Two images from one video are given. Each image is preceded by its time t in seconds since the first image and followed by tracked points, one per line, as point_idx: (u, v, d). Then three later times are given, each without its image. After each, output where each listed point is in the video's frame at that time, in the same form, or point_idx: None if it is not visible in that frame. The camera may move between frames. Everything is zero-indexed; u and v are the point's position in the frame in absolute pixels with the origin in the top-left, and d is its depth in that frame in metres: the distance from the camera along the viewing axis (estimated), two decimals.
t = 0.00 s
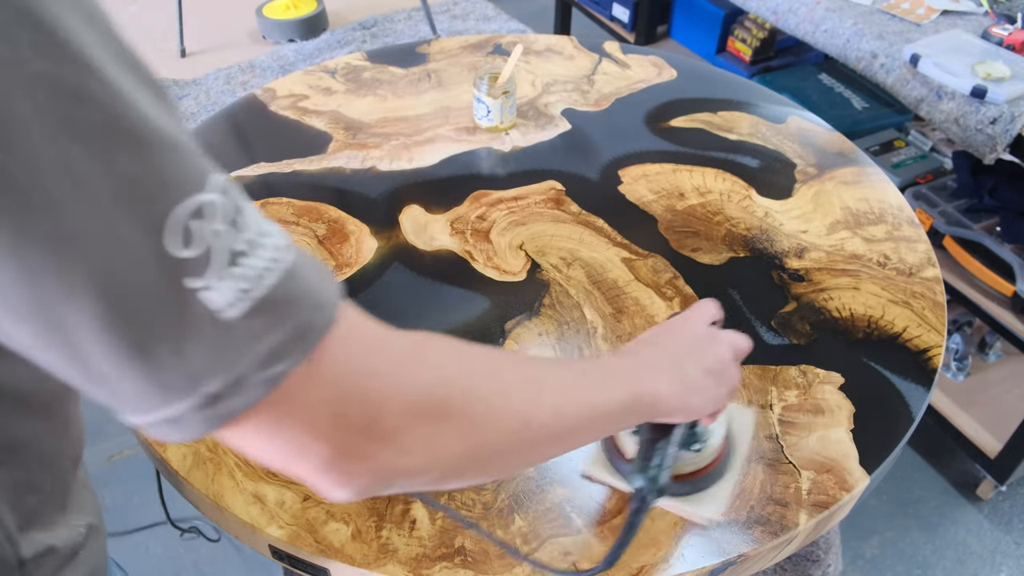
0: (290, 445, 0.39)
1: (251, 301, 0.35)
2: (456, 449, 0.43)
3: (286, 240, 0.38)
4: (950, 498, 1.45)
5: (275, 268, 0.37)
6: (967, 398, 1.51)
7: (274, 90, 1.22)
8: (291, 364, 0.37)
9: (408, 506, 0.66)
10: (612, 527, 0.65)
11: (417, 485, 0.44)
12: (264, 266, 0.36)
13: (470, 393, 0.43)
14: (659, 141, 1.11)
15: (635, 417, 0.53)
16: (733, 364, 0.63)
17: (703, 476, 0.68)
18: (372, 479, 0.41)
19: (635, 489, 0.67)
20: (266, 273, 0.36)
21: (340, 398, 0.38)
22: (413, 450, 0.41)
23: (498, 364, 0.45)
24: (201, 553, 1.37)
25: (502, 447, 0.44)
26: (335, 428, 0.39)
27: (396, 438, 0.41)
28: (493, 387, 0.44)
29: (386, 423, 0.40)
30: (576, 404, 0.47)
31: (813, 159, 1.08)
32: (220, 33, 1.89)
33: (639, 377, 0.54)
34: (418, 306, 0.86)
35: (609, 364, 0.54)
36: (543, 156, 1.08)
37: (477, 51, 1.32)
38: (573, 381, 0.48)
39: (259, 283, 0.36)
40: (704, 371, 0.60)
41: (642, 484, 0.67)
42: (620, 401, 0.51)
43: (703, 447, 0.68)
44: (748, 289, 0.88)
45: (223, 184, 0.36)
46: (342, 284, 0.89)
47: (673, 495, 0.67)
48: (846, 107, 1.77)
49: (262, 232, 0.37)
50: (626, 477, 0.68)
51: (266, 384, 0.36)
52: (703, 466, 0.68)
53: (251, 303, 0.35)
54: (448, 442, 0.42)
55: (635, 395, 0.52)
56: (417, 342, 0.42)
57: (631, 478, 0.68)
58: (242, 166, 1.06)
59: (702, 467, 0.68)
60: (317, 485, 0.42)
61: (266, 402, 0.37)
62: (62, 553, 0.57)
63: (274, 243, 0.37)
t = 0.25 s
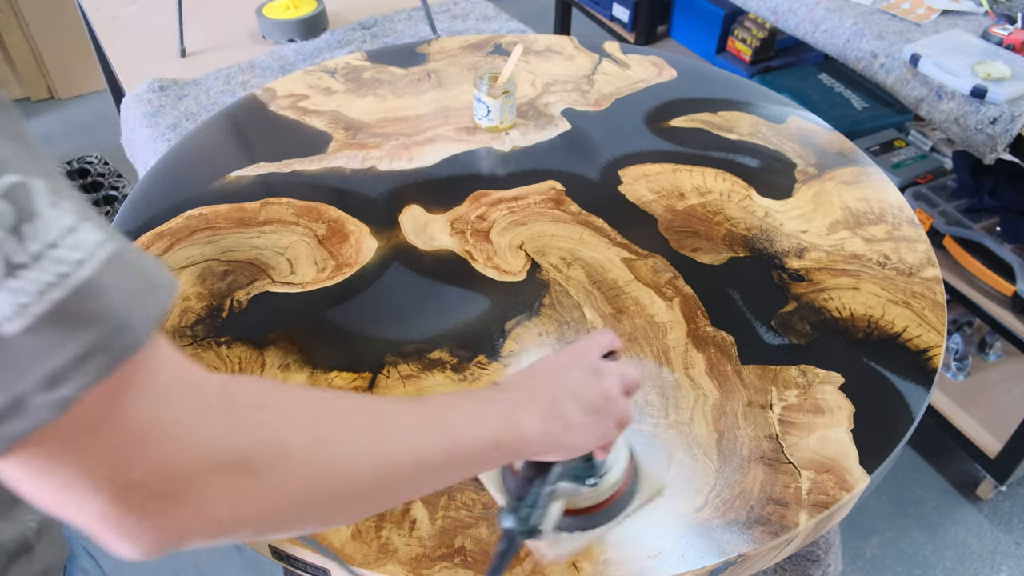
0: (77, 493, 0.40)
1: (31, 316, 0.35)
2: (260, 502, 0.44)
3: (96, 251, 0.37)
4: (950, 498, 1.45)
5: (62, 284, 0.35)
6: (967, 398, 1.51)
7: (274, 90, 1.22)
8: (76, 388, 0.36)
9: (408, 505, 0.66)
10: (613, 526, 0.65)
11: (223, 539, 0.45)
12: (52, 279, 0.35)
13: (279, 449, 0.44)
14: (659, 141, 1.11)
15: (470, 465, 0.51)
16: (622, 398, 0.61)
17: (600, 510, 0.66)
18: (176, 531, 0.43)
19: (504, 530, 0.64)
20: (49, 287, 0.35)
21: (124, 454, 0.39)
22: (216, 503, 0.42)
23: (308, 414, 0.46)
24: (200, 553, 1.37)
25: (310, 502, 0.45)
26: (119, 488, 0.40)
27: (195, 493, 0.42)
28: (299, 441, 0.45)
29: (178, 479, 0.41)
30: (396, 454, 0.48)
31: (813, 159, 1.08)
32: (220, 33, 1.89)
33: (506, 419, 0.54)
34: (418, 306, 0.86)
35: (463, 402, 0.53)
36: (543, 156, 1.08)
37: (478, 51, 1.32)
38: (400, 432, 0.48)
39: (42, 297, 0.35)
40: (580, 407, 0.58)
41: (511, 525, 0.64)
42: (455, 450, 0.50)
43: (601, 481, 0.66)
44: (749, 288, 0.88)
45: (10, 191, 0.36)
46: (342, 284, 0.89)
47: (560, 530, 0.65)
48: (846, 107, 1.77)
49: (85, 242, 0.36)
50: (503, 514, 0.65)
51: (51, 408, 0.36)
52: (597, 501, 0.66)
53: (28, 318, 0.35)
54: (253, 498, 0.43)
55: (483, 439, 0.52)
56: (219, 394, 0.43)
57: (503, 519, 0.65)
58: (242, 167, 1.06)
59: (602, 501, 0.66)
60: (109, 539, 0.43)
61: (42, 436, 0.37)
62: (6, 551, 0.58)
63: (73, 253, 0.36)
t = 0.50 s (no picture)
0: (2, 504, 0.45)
1: None
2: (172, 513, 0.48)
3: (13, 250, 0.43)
4: (950, 498, 1.45)
5: None
6: (967, 398, 1.51)
7: (273, 90, 1.21)
8: None
9: (408, 505, 0.66)
10: (613, 526, 0.65)
11: (142, 548, 0.49)
12: None
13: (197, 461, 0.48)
14: (659, 141, 1.11)
15: (394, 466, 0.55)
16: (554, 396, 0.63)
17: (535, 508, 0.66)
18: (94, 540, 0.47)
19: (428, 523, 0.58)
20: None
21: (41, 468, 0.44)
22: (128, 515, 0.47)
23: (214, 424, 0.50)
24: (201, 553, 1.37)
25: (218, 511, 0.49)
26: (28, 505, 0.45)
27: (104, 504, 0.46)
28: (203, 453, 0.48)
29: (87, 497, 0.45)
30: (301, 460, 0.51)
31: (813, 159, 1.08)
32: (220, 33, 1.89)
33: (434, 419, 0.57)
34: (418, 305, 0.86)
35: (375, 407, 0.56)
36: (543, 156, 1.08)
37: (478, 51, 1.32)
38: (302, 439, 0.52)
39: None
40: (508, 402, 0.60)
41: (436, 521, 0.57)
42: (372, 454, 0.54)
43: (536, 479, 0.66)
44: (750, 288, 0.88)
45: None
46: (341, 284, 0.89)
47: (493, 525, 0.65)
48: (846, 107, 1.77)
49: None
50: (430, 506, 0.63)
51: None
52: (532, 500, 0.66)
53: None
54: (164, 509, 0.47)
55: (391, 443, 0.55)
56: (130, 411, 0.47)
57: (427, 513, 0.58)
58: (241, 167, 1.06)
59: (536, 499, 0.66)
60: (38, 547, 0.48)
61: None
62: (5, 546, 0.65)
63: None
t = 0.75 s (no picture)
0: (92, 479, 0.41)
1: (48, 305, 0.37)
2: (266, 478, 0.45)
3: (102, 244, 0.39)
4: (950, 498, 1.45)
5: (77, 274, 0.38)
6: (967, 398, 1.51)
7: (274, 90, 1.22)
8: (95, 372, 0.38)
9: (408, 505, 0.66)
10: (613, 526, 0.65)
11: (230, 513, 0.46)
12: (66, 271, 0.38)
13: (281, 429, 0.45)
14: (659, 141, 1.11)
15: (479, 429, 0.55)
16: (599, 366, 0.63)
17: (579, 477, 0.68)
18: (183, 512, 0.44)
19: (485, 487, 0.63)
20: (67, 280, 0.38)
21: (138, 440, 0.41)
22: (222, 482, 0.44)
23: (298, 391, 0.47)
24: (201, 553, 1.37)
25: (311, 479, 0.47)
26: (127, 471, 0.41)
27: (199, 474, 0.43)
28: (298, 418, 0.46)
29: (185, 460, 0.42)
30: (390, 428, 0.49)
31: (813, 159, 1.08)
32: (220, 33, 1.89)
33: (488, 389, 0.56)
34: (418, 305, 0.86)
35: (450, 376, 0.56)
36: (544, 156, 1.08)
37: (478, 51, 1.32)
38: (389, 405, 0.50)
39: (57, 287, 0.37)
40: (555, 372, 0.59)
41: (490, 484, 0.62)
42: (458, 414, 0.53)
43: (579, 448, 0.68)
44: (750, 288, 0.88)
45: (20, 185, 0.38)
46: (341, 284, 0.89)
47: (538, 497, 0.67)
48: (846, 107, 1.77)
49: (91, 236, 0.39)
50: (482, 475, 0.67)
51: (73, 390, 0.38)
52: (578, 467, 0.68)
53: (47, 306, 0.37)
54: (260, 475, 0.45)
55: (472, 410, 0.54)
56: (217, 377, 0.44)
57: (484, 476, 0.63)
58: (242, 167, 1.06)
59: (580, 468, 0.68)
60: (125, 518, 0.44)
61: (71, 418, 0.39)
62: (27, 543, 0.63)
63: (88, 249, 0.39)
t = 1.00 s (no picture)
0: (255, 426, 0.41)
1: (213, 291, 0.36)
2: (417, 421, 0.44)
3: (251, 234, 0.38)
4: (950, 498, 1.45)
5: (236, 262, 0.37)
6: (967, 398, 1.51)
7: (274, 90, 1.22)
8: (254, 351, 0.37)
9: (408, 505, 0.66)
10: (613, 526, 0.65)
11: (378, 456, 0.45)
12: (226, 259, 0.37)
13: (432, 371, 0.44)
14: (659, 141, 1.11)
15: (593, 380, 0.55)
16: (682, 331, 0.65)
17: (658, 440, 0.71)
18: (336, 454, 0.43)
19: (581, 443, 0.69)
20: (225, 267, 0.37)
21: (301, 387, 0.40)
22: (374, 425, 0.43)
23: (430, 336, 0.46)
24: (201, 553, 1.37)
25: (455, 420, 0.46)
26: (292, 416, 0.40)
27: (354, 418, 0.42)
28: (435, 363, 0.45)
29: (346, 403, 0.42)
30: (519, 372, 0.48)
31: (813, 159, 1.08)
32: (220, 33, 1.89)
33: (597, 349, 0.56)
34: (417, 305, 0.86)
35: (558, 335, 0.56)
36: (544, 156, 1.08)
37: (478, 51, 1.32)
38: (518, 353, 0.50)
39: (221, 275, 0.37)
40: (647, 334, 0.62)
41: (587, 438, 0.68)
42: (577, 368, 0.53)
43: (657, 413, 0.69)
44: (749, 289, 0.88)
45: (184, 177, 0.36)
46: (341, 284, 0.89)
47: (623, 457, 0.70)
48: (846, 108, 1.77)
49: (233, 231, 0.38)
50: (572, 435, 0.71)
51: (233, 368, 0.37)
52: (657, 430, 0.70)
53: (209, 292, 0.36)
54: (410, 415, 0.44)
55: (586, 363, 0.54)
56: (357, 325, 0.43)
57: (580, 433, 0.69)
58: (242, 167, 1.06)
59: (657, 432, 0.70)
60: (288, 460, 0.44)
61: (237, 382, 0.38)
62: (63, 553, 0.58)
63: (233, 236, 0.37)
